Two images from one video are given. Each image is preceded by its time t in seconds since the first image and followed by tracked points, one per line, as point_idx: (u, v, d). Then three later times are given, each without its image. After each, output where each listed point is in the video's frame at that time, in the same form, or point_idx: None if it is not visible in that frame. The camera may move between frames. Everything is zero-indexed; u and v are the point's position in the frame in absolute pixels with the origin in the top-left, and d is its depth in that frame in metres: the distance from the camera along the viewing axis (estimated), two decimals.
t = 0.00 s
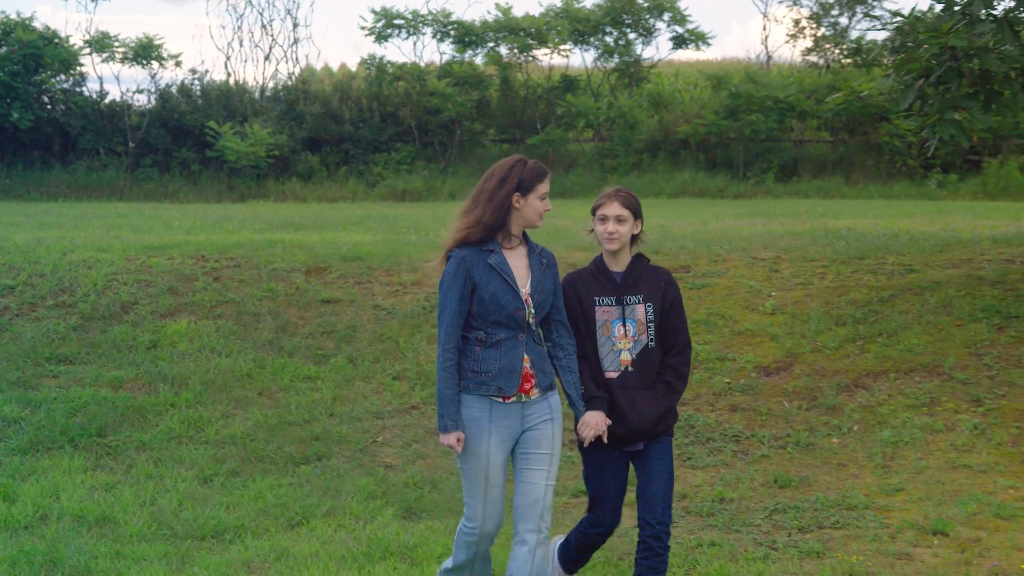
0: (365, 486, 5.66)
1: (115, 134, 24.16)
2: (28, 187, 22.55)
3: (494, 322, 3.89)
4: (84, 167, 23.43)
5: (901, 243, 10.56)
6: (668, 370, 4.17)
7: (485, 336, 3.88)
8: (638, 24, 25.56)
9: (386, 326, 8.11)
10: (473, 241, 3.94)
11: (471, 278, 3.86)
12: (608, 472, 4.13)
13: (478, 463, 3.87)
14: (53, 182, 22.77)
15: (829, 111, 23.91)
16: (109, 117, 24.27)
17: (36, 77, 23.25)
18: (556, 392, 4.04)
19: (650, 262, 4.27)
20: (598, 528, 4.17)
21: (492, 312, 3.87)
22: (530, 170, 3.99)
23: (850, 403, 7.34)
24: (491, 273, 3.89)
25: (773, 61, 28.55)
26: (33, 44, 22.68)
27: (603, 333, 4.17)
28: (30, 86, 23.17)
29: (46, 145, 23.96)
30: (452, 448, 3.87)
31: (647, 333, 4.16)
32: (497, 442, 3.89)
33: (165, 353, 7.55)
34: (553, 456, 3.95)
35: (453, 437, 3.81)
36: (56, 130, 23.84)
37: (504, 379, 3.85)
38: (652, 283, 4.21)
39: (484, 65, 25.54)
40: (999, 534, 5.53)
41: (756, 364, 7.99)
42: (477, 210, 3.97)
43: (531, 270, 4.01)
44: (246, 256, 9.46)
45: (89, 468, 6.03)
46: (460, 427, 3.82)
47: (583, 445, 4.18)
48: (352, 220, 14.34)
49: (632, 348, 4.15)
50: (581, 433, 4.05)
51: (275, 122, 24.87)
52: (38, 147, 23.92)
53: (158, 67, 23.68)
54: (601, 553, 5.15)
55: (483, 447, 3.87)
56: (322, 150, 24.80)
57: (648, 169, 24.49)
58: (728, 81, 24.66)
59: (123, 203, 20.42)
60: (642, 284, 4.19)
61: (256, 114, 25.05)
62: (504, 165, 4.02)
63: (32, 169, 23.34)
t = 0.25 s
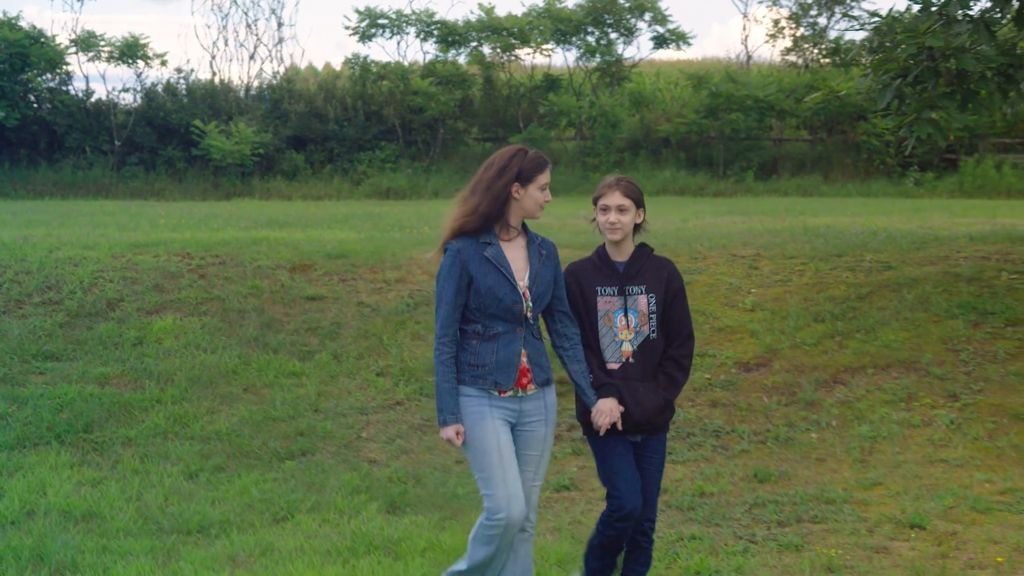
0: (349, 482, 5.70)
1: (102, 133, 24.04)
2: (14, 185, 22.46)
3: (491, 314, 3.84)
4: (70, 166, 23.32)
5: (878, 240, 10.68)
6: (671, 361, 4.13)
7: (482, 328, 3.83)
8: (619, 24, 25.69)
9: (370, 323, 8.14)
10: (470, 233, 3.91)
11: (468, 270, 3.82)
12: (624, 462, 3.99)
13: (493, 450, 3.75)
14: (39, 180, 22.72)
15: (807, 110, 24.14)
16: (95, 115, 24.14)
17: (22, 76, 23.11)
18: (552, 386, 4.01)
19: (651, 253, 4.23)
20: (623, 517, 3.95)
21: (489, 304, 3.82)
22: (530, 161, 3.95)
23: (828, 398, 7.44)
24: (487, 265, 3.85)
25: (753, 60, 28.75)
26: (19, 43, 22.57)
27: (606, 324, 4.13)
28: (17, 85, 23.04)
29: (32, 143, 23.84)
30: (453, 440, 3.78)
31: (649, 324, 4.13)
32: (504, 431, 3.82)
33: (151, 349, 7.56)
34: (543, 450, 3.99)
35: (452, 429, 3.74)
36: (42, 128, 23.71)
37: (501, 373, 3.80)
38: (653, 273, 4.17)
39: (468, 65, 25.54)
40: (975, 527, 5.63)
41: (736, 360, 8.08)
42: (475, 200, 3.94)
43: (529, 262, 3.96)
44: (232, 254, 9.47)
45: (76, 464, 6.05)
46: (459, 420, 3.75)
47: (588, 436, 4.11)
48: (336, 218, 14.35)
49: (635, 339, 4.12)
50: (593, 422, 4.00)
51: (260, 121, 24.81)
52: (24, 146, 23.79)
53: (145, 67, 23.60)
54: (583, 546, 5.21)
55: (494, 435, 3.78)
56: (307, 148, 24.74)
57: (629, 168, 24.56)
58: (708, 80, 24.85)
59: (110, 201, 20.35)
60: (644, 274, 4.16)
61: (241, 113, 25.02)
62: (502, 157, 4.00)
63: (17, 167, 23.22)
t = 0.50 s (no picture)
0: (335, 476, 5.77)
1: (92, 132, 24.03)
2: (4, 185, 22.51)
3: (493, 319, 3.67)
4: (60, 165, 23.32)
5: (855, 239, 10.86)
6: (672, 365, 4.04)
7: (483, 333, 3.66)
8: (601, 26, 25.65)
9: (355, 320, 8.20)
10: (469, 235, 3.73)
11: (468, 274, 3.64)
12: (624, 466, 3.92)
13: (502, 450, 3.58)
14: (30, 179, 22.77)
15: (785, 111, 24.40)
16: (85, 115, 24.13)
17: (12, 76, 23.09)
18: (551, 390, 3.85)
19: (653, 255, 4.11)
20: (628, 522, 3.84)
21: (490, 309, 3.65)
22: (531, 162, 3.77)
23: (805, 394, 7.57)
24: (488, 269, 3.68)
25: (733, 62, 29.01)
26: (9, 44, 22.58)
27: (609, 327, 4.00)
28: (7, 86, 23.05)
29: (22, 143, 23.83)
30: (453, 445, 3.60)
31: (653, 327, 4.01)
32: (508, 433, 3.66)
33: (140, 346, 7.60)
34: (536, 455, 3.85)
35: (452, 436, 3.56)
36: (32, 128, 23.69)
37: (502, 378, 3.64)
38: (656, 275, 4.06)
39: (452, 66, 25.58)
40: (949, 519, 5.76)
41: (716, 357, 8.20)
42: (474, 202, 3.76)
43: (530, 265, 3.80)
44: (220, 252, 9.50)
45: (66, 459, 6.09)
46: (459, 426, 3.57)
47: (587, 438, 3.99)
48: (323, 216, 14.41)
49: (638, 342, 3.99)
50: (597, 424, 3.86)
51: (248, 121, 24.82)
52: (14, 145, 23.77)
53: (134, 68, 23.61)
54: (565, 539, 5.29)
55: (501, 435, 3.61)
56: (293, 148, 24.73)
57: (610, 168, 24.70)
58: (688, 81, 25.03)
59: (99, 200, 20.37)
60: (647, 276, 4.04)
61: (228, 113, 25.02)
62: (503, 156, 3.82)
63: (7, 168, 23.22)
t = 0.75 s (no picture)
0: (319, 472, 5.81)
1: (78, 132, 24.04)
2: None
3: (491, 334, 3.57)
4: (46, 164, 23.31)
5: (833, 237, 10.98)
6: (673, 374, 3.97)
7: (482, 348, 3.55)
8: (583, 27, 25.83)
9: (340, 317, 8.24)
10: (465, 249, 3.63)
11: (465, 289, 3.54)
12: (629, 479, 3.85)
13: (502, 471, 3.49)
14: (16, 178, 22.78)
15: (764, 111, 24.60)
16: (72, 115, 24.13)
17: None
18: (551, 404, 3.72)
19: (650, 263, 4.06)
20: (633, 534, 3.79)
21: (489, 323, 3.54)
22: (527, 173, 3.68)
23: (784, 390, 7.67)
24: (485, 283, 3.57)
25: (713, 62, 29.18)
26: None
27: (610, 337, 3.92)
28: None
29: (9, 142, 23.82)
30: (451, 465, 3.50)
31: (654, 335, 3.95)
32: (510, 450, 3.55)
33: (127, 344, 7.61)
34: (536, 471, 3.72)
35: (449, 455, 3.46)
36: (19, 128, 23.71)
37: (503, 394, 3.53)
38: (655, 283, 4.01)
39: (435, 66, 25.52)
40: (925, 514, 5.87)
41: (696, 354, 8.28)
42: (469, 215, 3.66)
43: (527, 278, 3.68)
44: (205, 250, 9.51)
45: (53, 455, 6.11)
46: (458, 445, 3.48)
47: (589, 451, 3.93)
48: (307, 215, 14.43)
49: (639, 351, 3.92)
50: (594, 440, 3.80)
51: (233, 121, 24.75)
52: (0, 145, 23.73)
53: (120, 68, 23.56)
54: (547, 534, 5.34)
55: (501, 455, 3.51)
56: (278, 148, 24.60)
57: (592, 167, 24.79)
58: (668, 82, 25.20)
59: (86, 199, 20.36)
60: (646, 284, 3.98)
61: (214, 113, 25.00)
62: (498, 167, 3.72)
63: None
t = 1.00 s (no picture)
0: (304, 467, 5.84)
1: (64, 131, 23.96)
2: None
3: (486, 329, 3.53)
4: (32, 163, 23.24)
5: (812, 235, 11.09)
6: (672, 372, 4.00)
7: (477, 343, 3.52)
8: (564, 28, 25.83)
9: (323, 314, 8.26)
10: (458, 243, 3.59)
11: (460, 285, 3.51)
12: (629, 482, 3.86)
13: (498, 473, 3.47)
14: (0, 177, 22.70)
15: (743, 110, 24.78)
16: (57, 114, 24.02)
17: None
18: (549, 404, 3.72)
19: (648, 261, 4.09)
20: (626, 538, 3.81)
21: (485, 319, 3.51)
22: (520, 166, 3.64)
23: (763, 386, 7.76)
24: (479, 278, 3.54)
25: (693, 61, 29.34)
26: None
27: (606, 337, 3.94)
28: None
29: None
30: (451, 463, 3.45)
31: (651, 334, 3.98)
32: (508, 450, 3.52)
33: (112, 341, 7.62)
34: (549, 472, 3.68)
35: (448, 454, 3.41)
36: (4, 127, 23.63)
37: (500, 391, 3.50)
38: (652, 282, 4.04)
39: (418, 66, 25.63)
40: (902, 508, 5.96)
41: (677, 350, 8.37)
42: (462, 209, 3.62)
43: (522, 273, 3.66)
44: (190, 248, 9.52)
45: (38, 452, 6.12)
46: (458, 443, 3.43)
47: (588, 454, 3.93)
48: (291, 213, 14.44)
49: (636, 351, 3.95)
50: (585, 443, 3.79)
51: (218, 120, 24.67)
52: None
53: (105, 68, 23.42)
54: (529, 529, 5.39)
55: (499, 456, 3.48)
56: (262, 147, 24.59)
57: (574, 165, 24.87)
58: (649, 81, 25.35)
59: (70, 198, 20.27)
60: (642, 283, 4.01)
61: (199, 112, 24.94)
62: (491, 159, 3.68)
63: None
